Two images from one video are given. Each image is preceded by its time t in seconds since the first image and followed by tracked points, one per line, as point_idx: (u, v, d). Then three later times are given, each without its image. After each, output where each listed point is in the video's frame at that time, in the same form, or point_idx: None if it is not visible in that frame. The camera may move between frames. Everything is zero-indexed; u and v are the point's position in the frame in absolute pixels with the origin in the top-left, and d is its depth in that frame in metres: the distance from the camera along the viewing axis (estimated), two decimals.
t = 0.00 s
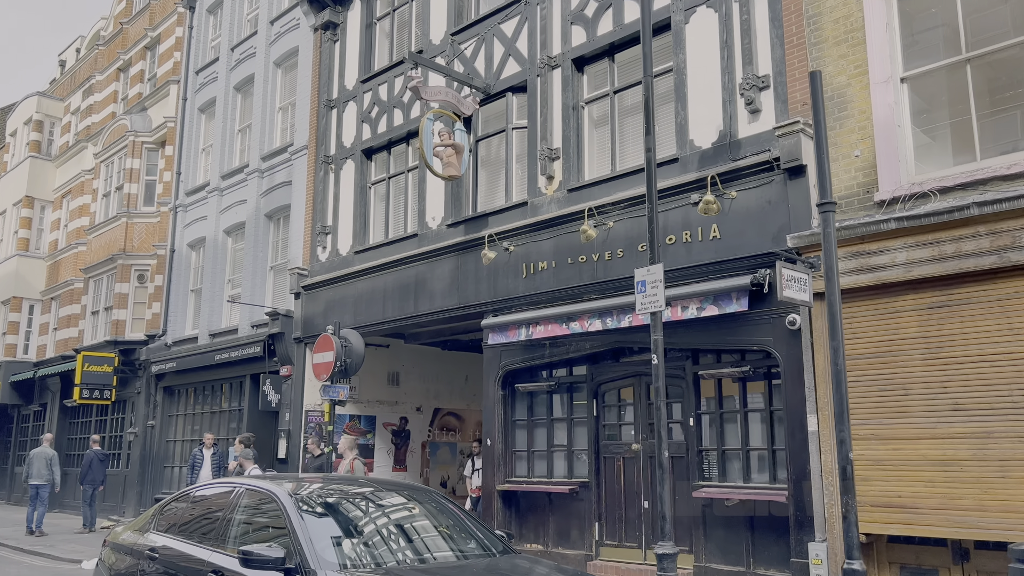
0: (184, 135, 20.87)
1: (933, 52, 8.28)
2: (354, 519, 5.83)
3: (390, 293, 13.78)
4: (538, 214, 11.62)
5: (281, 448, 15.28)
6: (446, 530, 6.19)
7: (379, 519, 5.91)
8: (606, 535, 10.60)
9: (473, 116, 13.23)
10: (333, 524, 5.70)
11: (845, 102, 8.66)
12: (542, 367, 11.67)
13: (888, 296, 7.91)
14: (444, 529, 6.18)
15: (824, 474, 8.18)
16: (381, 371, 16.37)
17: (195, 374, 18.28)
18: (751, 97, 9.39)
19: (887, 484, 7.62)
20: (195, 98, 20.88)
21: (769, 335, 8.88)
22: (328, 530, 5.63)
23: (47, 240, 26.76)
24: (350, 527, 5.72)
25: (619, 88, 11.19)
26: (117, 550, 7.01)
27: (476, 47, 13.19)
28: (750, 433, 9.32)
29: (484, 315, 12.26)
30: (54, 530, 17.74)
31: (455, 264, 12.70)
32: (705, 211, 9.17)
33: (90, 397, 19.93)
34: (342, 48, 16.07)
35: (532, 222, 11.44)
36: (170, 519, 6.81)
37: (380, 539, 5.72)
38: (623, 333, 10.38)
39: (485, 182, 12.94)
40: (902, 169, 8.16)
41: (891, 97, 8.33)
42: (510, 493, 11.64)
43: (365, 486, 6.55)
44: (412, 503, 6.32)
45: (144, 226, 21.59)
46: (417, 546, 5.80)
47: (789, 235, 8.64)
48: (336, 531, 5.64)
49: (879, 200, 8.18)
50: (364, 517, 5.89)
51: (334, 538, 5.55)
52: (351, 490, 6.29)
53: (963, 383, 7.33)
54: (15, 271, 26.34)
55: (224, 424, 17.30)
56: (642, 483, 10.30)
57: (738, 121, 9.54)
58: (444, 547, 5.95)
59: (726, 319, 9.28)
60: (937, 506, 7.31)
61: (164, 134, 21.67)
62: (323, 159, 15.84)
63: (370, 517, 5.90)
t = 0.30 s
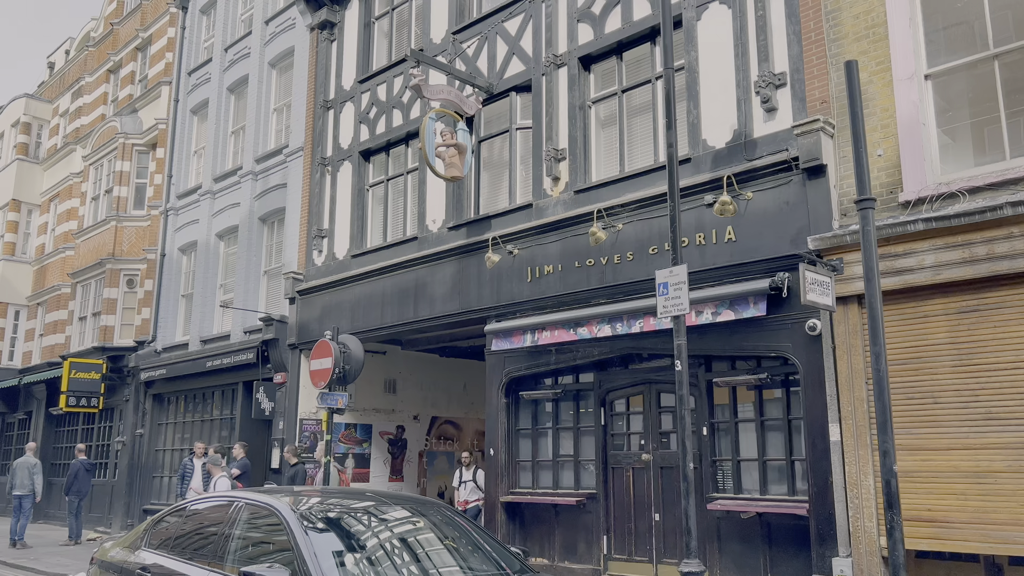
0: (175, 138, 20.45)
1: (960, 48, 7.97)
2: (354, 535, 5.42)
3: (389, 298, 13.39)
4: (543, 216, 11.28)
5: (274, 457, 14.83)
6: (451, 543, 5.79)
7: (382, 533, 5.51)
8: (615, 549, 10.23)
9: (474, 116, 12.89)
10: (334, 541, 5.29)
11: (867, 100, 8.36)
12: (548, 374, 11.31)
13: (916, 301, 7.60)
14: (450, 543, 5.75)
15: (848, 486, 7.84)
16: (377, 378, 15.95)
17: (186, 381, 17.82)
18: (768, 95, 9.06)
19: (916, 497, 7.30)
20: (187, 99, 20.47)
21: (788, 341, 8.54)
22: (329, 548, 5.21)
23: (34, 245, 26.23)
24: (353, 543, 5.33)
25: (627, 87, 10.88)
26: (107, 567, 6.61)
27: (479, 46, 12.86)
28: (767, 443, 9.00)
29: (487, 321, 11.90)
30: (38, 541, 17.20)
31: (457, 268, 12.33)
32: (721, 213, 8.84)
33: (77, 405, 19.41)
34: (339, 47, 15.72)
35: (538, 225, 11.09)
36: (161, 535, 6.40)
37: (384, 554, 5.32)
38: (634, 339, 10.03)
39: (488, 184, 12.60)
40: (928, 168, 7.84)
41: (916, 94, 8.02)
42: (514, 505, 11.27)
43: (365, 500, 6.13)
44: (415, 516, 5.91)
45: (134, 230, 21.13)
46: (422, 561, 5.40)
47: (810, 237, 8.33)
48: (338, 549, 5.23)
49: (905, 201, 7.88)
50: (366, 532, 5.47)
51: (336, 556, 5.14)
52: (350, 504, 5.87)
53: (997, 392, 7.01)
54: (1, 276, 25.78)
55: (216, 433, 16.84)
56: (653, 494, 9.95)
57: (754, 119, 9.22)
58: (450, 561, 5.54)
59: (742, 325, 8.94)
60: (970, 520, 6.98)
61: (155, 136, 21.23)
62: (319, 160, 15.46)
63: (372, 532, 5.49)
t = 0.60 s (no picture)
0: (167, 139, 20.03)
1: (988, 42, 7.69)
2: (359, 548, 5.05)
3: (389, 302, 13.03)
4: (550, 217, 10.95)
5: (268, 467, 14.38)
6: (461, 552, 5.40)
7: (389, 545, 5.15)
8: (626, 562, 9.86)
9: (478, 116, 12.56)
10: (338, 555, 4.93)
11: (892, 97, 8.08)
12: (554, 380, 10.97)
13: (946, 304, 7.31)
14: (459, 552, 5.38)
15: (875, 496, 7.51)
16: (374, 385, 15.55)
17: (176, 388, 17.36)
18: (786, 91, 8.76)
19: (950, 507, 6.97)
20: (179, 100, 20.06)
21: (809, 345, 8.23)
22: (335, 562, 4.85)
23: (20, 249, 25.71)
24: (358, 555, 4.97)
25: (637, 85, 10.57)
26: None
27: (482, 44, 12.54)
28: (786, 451, 8.66)
29: (491, 325, 11.55)
30: (23, 554, 16.67)
31: (460, 270, 11.98)
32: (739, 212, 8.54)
33: (63, 412, 18.89)
34: (337, 46, 15.37)
35: (545, 226, 10.76)
36: (157, 549, 6.02)
37: (392, 567, 4.95)
38: (646, 344, 9.69)
39: (492, 185, 12.26)
40: (956, 166, 7.55)
41: (942, 89, 7.73)
42: (520, 516, 10.92)
43: (370, 510, 5.75)
44: (422, 526, 5.52)
45: (124, 233, 20.68)
46: (431, 573, 5.02)
47: (834, 238, 8.04)
48: (343, 564, 4.87)
49: (933, 200, 7.59)
50: (371, 545, 5.10)
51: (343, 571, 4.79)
52: (353, 514, 5.49)
53: None
54: None
55: (207, 441, 16.39)
56: (666, 505, 9.60)
57: (772, 116, 8.93)
58: (462, 572, 5.16)
59: (760, 328, 8.62)
60: (1007, 532, 6.66)
61: (146, 137, 20.81)
62: (316, 161, 15.09)
63: (378, 544, 5.12)
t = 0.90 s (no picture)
0: (159, 140, 19.61)
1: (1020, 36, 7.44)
2: (368, 562, 4.68)
3: (390, 306, 12.66)
4: (558, 218, 10.63)
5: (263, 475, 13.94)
6: (475, 564, 5.06)
7: (399, 558, 4.79)
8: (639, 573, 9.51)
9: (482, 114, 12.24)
10: (347, 570, 4.56)
11: (920, 92, 7.80)
12: (563, 386, 10.63)
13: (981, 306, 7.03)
14: (473, 564, 5.02)
15: (907, 507, 7.20)
16: (372, 391, 15.16)
17: (167, 394, 16.91)
18: (808, 87, 8.48)
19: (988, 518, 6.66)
20: (171, 101, 19.65)
21: (833, 349, 7.91)
22: None
23: (6, 253, 25.17)
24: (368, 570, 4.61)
25: (649, 82, 10.28)
26: None
27: (486, 41, 12.23)
28: (808, 460, 8.33)
29: (496, 329, 11.20)
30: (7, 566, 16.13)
31: (465, 273, 11.63)
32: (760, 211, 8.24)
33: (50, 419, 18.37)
34: (335, 44, 15.03)
35: (554, 227, 10.44)
36: (155, 564, 5.66)
37: None
38: (660, 349, 9.37)
39: (497, 185, 11.93)
40: (989, 163, 7.27)
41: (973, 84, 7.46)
42: (527, 527, 10.55)
43: (379, 521, 5.39)
44: (433, 537, 5.15)
45: (114, 236, 20.23)
46: None
47: (861, 238, 7.76)
48: None
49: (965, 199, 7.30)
50: (381, 558, 4.75)
51: None
52: (361, 525, 5.13)
53: None
54: None
55: (200, 449, 15.95)
56: (681, 514, 9.27)
57: (792, 113, 8.64)
58: None
59: (781, 332, 8.31)
60: None
61: (137, 138, 20.38)
62: (314, 162, 14.73)
63: (388, 557, 4.76)
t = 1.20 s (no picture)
0: (149, 139, 19.19)
1: None
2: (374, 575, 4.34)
3: (389, 308, 12.31)
4: (565, 217, 10.32)
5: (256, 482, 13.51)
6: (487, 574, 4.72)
7: (406, 570, 4.45)
8: None
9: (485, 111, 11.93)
10: None
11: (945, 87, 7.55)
12: (570, 390, 10.31)
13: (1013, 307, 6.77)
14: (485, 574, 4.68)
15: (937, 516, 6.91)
16: (369, 396, 14.78)
17: (157, 399, 16.48)
18: (828, 81, 8.20)
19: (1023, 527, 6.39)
20: (162, 99, 19.23)
21: (856, 352, 7.61)
22: None
23: None
24: None
25: (659, 77, 9.99)
26: None
27: (489, 36, 11.93)
28: (828, 467, 8.02)
29: (500, 331, 10.87)
30: None
31: (467, 274, 11.30)
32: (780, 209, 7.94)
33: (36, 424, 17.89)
34: (332, 41, 14.69)
35: (561, 226, 10.12)
36: None
37: None
38: (672, 352, 9.06)
39: (500, 184, 11.62)
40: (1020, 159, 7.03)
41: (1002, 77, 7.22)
42: (532, 536, 10.21)
43: (387, 531, 5.04)
44: (441, 547, 4.81)
45: (102, 237, 19.77)
46: None
47: (887, 236, 7.48)
48: None
49: (996, 196, 7.05)
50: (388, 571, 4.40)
51: None
52: (368, 536, 4.79)
53: None
54: None
55: (190, 455, 15.54)
56: (693, 523, 8.95)
57: (810, 108, 8.36)
58: None
59: (800, 334, 8.02)
60: None
61: (127, 137, 19.95)
62: (310, 160, 14.37)
63: (396, 569, 4.42)
